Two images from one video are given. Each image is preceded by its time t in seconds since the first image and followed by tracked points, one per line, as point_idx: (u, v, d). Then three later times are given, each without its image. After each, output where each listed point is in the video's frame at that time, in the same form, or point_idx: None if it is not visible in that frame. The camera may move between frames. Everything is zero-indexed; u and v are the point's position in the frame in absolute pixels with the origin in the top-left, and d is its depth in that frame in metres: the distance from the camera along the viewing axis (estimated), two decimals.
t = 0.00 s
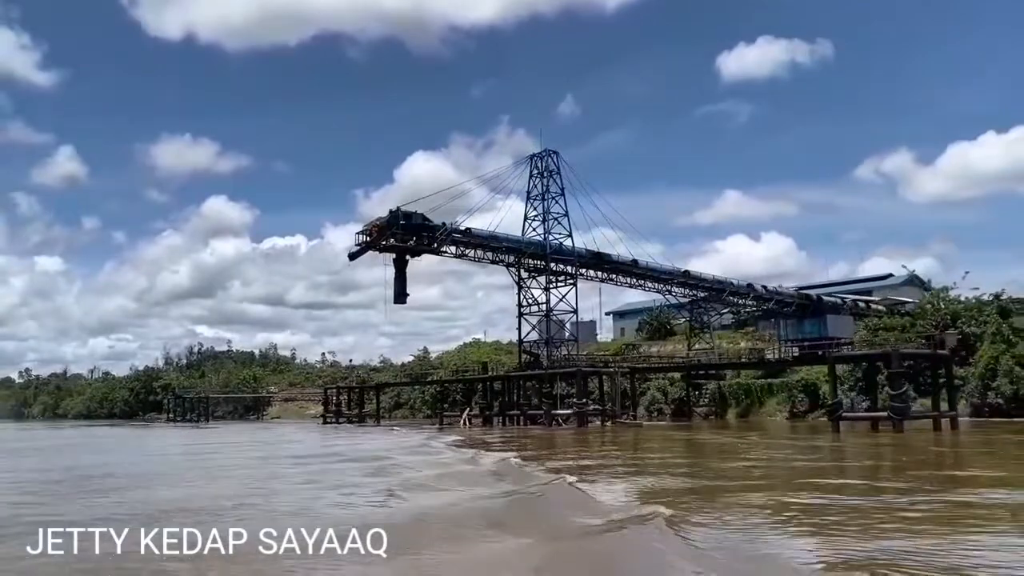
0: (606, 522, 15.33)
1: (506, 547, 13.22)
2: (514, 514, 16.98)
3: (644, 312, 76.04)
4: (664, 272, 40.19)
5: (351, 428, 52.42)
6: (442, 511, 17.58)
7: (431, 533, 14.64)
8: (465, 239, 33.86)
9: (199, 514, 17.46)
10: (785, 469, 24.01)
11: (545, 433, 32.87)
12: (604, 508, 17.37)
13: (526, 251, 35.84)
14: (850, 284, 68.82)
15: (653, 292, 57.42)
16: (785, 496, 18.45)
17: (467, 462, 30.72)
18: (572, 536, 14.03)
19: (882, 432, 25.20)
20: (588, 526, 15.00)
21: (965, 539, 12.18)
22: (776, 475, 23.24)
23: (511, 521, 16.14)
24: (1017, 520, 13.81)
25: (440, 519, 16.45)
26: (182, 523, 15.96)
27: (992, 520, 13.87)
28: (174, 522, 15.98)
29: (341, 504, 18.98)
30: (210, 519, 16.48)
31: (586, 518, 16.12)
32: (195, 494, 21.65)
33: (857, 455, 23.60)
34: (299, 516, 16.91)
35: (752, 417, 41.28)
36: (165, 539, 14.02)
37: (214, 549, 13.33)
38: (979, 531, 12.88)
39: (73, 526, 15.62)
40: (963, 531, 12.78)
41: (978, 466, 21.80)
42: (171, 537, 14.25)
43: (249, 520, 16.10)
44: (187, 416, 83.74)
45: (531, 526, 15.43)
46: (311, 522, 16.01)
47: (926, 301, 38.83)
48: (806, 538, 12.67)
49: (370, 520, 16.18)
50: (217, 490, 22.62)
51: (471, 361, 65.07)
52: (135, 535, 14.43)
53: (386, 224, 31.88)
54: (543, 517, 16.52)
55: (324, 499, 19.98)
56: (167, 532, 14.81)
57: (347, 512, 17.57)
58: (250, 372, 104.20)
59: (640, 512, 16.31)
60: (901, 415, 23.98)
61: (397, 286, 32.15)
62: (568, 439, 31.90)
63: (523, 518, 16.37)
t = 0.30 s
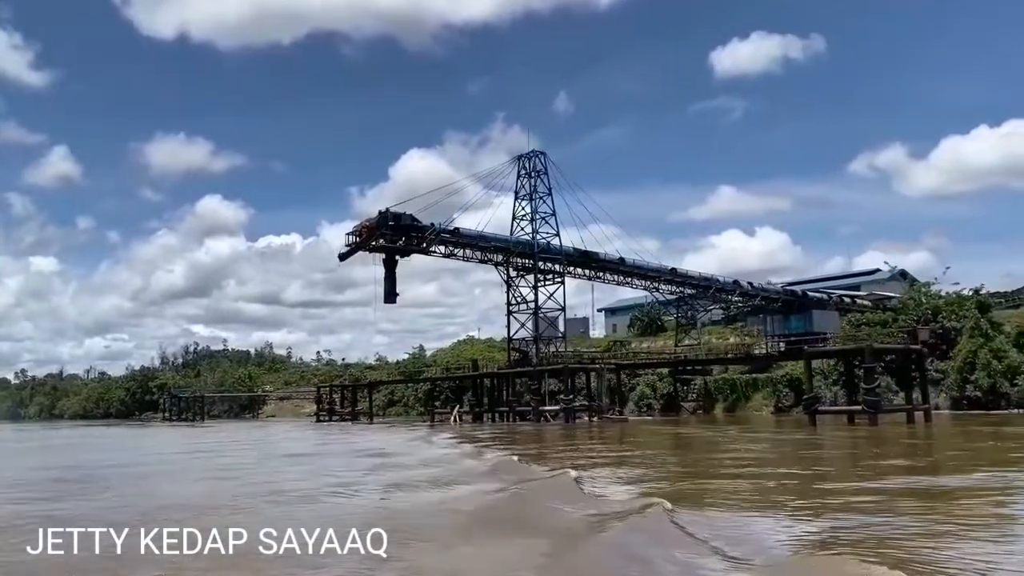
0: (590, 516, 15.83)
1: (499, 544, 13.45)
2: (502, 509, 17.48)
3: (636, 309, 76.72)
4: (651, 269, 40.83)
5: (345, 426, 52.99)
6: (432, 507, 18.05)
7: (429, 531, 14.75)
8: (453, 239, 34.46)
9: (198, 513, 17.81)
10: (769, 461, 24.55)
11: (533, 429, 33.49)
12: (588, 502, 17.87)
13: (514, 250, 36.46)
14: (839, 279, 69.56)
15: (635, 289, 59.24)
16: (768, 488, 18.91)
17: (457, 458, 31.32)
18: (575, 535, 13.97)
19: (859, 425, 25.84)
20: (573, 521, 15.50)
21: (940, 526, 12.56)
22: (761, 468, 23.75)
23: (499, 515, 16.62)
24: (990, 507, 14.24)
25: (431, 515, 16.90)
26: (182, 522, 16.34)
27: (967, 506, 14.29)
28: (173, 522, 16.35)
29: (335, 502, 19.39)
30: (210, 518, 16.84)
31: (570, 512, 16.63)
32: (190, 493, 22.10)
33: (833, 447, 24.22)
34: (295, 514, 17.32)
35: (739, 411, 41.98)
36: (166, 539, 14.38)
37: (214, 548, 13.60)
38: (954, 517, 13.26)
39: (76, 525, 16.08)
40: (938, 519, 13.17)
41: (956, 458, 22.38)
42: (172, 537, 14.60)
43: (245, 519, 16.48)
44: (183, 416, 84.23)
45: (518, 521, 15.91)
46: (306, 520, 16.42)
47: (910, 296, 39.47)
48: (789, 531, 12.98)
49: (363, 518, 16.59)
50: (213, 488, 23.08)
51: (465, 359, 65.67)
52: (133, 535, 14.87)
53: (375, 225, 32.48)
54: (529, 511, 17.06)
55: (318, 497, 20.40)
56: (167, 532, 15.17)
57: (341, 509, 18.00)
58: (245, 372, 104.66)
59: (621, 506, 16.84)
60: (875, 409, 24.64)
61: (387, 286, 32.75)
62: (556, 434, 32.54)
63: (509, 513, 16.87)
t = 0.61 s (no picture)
0: (578, 512, 16.11)
1: (499, 541, 13.47)
2: (489, 506, 17.78)
3: (621, 307, 77.52)
4: (632, 268, 41.43)
5: (333, 425, 53.38)
6: (421, 504, 18.30)
7: (426, 529, 14.74)
8: (436, 240, 34.97)
9: (194, 513, 17.85)
10: (751, 455, 24.98)
11: (517, 427, 33.98)
12: (573, 498, 18.20)
13: (497, 251, 36.99)
14: (822, 276, 70.34)
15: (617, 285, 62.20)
16: (752, 483, 19.21)
17: (442, 456, 31.74)
18: (575, 532, 13.54)
19: (831, 420, 26.43)
20: (561, 516, 15.78)
21: (924, 517, 12.80)
22: (743, 462, 24.14)
23: (487, 512, 16.87)
24: (961, 498, 14.68)
25: (422, 512, 17.10)
26: (177, 522, 16.43)
27: (946, 497, 14.60)
28: (169, 522, 16.44)
29: (326, 501, 19.56)
30: (206, 519, 16.93)
31: (556, 508, 16.93)
32: (181, 493, 22.22)
33: (806, 441, 24.80)
34: (290, 514, 17.43)
35: (721, 407, 42.62)
36: (165, 540, 14.36)
37: (212, 548, 13.56)
38: (937, 509, 13.53)
39: (73, 526, 16.18)
40: (921, 510, 13.42)
41: (932, 451, 22.87)
42: (171, 537, 14.59)
43: (240, 519, 16.55)
44: (171, 417, 84.43)
45: (507, 517, 16.15)
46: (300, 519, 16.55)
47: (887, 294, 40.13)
48: (780, 525, 13.12)
49: (355, 516, 16.77)
50: (204, 488, 23.20)
51: (451, 357, 66.20)
52: (130, 535, 14.94)
53: (359, 227, 32.91)
54: (515, 508, 17.35)
55: (308, 497, 20.59)
56: (166, 532, 15.23)
57: (333, 508, 18.17)
58: (234, 372, 104.84)
59: (606, 501, 17.16)
60: (846, 404, 25.27)
61: (371, 286, 33.19)
62: (539, 432, 33.03)
63: (497, 510, 17.14)
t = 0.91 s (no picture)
0: (563, 506, 16.58)
1: (488, 535, 13.90)
2: (476, 502, 18.23)
3: (604, 307, 78.32)
4: (611, 269, 42.11)
5: (319, 426, 53.80)
6: (408, 502, 18.74)
7: (417, 525, 15.16)
8: (417, 243, 35.51)
9: (190, 513, 18.12)
10: (729, 450, 25.51)
11: (498, 426, 34.59)
12: (554, 493, 18.72)
13: (478, 253, 37.56)
14: (801, 275, 71.36)
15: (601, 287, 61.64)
16: (734, 478, 19.62)
17: (426, 454, 32.30)
18: (572, 527, 13.74)
19: (799, 416, 27.17)
20: (547, 510, 16.24)
21: (905, 506, 13.17)
22: (722, 458, 24.69)
23: (477, 508, 17.30)
24: (926, 488, 15.30)
25: (413, 509, 17.50)
26: (174, 522, 16.74)
27: (913, 488, 15.22)
28: (167, 522, 16.73)
29: (317, 501, 19.91)
30: (202, 518, 17.24)
31: (541, 503, 17.41)
32: (172, 494, 22.54)
33: (776, 437, 25.53)
34: (284, 513, 17.63)
35: (700, 405, 43.38)
36: (166, 539, 14.60)
37: (213, 548, 13.68)
38: (918, 498, 13.92)
39: (72, 526, 16.55)
40: (902, 500, 13.83)
41: (901, 445, 23.55)
42: (172, 537, 14.85)
43: (236, 518, 16.83)
44: (158, 419, 84.59)
45: (495, 512, 16.58)
46: (295, 518, 16.87)
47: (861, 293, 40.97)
48: (762, 515, 13.54)
49: (347, 514, 17.15)
50: (194, 489, 23.54)
51: (436, 358, 66.77)
52: (130, 535, 15.22)
53: (340, 230, 33.43)
54: (500, 504, 17.81)
55: (299, 496, 20.95)
56: (167, 532, 15.53)
57: (326, 507, 18.52)
58: (220, 373, 105.04)
59: (587, 496, 17.68)
60: (813, 401, 26.02)
61: (353, 288, 33.71)
62: (520, 430, 33.67)
63: (484, 506, 17.59)
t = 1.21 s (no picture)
0: (547, 503, 17.03)
1: (478, 532, 14.30)
2: (461, 500, 18.66)
3: (585, 307, 78.97)
4: (588, 270, 42.69)
5: (302, 427, 54.08)
6: (396, 502, 19.14)
7: (407, 524, 15.56)
8: (396, 245, 35.94)
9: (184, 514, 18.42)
10: (705, 447, 26.10)
11: (476, 426, 35.06)
12: (536, 490, 19.19)
13: (456, 255, 38.02)
14: (778, 276, 72.26)
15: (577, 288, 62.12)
16: (709, 474, 20.20)
17: (407, 455, 32.74)
18: (563, 523, 14.11)
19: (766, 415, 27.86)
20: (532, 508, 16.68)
21: (878, 500, 13.69)
22: (697, 455, 25.30)
23: (465, 506, 17.69)
24: (892, 482, 15.92)
25: (403, 509, 17.85)
26: (169, 523, 17.04)
27: (880, 483, 15.81)
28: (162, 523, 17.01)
29: (308, 501, 20.21)
30: (196, 519, 17.54)
31: (526, 500, 17.85)
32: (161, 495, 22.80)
33: (748, 434, 26.19)
34: (277, 513, 17.96)
35: (677, 404, 43.99)
36: (165, 539, 14.91)
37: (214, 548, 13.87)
38: (890, 493, 14.46)
39: (70, 526, 16.95)
40: (875, 495, 14.35)
41: (867, 442, 24.24)
42: (171, 537, 15.17)
43: (232, 519, 17.12)
44: (140, 421, 84.48)
45: (482, 510, 16.98)
46: (289, 518, 17.18)
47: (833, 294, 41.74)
48: (740, 509, 14.03)
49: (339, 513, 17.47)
50: (182, 490, 23.82)
51: (418, 359, 67.23)
52: (128, 535, 15.49)
53: (318, 233, 33.82)
54: (486, 502, 18.23)
55: (288, 496, 21.27)
56: (167, 532, 15.85)
57: (317, 507, 18.85)
58: (204, 375, 104.96)
59: (569, 492, 18.16)
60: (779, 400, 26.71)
61: (332, 291, 34.10)
62: (498, 430, 34.17)
63: (471, 504, 18.01)
